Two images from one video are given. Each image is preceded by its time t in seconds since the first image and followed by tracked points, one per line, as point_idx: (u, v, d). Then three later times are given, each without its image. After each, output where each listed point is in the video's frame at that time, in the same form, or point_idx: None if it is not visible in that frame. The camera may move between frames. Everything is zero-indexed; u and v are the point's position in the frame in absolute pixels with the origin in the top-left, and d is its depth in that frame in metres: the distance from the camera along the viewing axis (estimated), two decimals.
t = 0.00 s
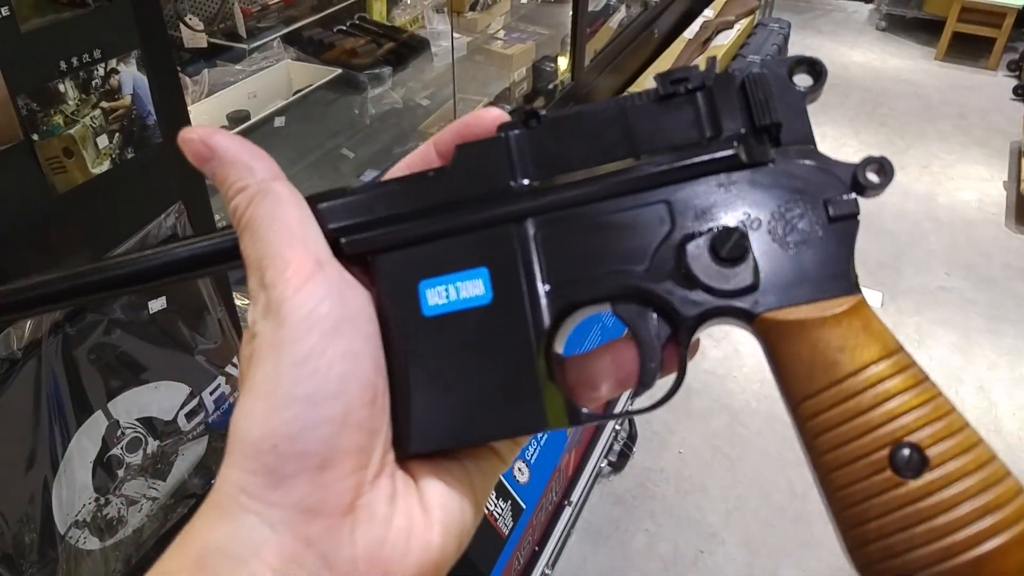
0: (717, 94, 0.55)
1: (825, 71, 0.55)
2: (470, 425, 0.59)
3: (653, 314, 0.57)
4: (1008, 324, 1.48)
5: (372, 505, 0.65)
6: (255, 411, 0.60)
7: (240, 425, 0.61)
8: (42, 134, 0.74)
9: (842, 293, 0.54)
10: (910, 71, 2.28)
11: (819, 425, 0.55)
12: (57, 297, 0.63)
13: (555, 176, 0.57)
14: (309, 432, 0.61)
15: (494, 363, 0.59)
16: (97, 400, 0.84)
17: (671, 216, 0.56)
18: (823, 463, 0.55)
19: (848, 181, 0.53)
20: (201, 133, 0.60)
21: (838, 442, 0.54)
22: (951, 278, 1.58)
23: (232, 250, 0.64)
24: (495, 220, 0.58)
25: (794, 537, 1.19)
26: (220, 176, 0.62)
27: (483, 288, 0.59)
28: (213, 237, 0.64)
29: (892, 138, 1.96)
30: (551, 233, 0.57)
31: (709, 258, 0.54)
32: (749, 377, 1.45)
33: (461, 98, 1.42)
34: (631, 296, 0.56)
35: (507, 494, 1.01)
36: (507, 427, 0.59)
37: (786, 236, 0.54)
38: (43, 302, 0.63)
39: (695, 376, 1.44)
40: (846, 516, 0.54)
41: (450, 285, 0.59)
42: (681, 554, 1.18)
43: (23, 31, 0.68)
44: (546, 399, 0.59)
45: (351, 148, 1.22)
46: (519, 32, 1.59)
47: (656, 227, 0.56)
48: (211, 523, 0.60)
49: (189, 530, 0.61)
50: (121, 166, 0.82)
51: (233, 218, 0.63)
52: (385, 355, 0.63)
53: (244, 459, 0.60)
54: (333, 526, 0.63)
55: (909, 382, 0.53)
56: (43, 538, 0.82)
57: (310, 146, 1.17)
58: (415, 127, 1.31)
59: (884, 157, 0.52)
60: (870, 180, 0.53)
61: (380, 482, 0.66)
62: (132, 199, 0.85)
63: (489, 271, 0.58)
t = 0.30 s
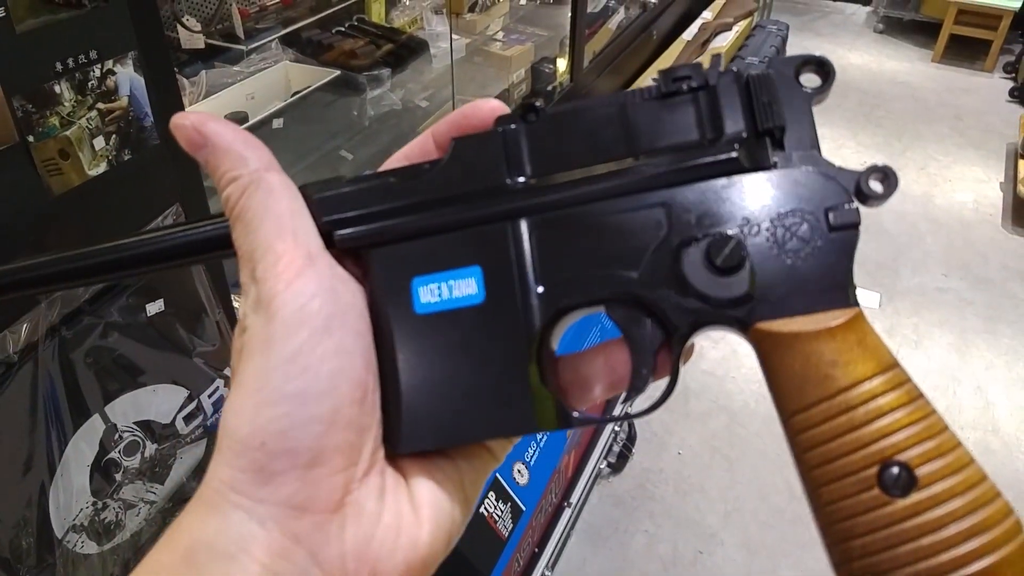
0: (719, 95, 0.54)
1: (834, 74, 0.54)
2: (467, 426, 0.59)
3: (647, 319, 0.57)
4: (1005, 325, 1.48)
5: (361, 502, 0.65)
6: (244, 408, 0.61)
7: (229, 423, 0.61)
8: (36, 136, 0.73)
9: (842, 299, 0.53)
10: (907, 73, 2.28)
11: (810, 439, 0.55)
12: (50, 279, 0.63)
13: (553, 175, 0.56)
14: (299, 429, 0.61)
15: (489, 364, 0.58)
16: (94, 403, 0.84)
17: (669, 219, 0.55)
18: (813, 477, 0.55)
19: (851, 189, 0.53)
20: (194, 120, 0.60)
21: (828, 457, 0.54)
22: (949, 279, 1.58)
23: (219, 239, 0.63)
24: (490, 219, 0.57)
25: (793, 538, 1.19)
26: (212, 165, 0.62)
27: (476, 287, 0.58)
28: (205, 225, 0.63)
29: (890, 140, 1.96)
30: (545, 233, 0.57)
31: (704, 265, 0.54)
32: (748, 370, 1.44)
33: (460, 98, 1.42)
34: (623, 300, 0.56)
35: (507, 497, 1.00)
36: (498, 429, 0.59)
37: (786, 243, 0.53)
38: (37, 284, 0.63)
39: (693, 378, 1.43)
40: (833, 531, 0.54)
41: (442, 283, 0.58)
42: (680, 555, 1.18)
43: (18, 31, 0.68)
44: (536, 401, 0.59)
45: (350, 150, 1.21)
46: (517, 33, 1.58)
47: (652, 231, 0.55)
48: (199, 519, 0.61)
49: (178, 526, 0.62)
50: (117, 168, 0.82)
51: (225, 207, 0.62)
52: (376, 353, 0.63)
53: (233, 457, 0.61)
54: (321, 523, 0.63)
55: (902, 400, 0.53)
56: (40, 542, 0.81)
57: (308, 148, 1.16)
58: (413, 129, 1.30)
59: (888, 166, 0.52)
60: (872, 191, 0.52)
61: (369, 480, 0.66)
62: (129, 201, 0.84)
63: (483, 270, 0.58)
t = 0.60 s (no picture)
0: (717, 103, 0.54)
1: (830, 83, 0.54)
2: (467, 425, 0.59)
3: (644, 321, 0.57)
4: (1004, 324, 1.48)
5: (359, 498, 0.65)
6: (245, 404, 0.60)
7: (230, 419, 0.61)
8: (31, 137, 0.73)
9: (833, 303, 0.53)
10: (904, 71, 2.28)
11: (802, 442, 0.55)
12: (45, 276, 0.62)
13: (552, 180, 0.56)
14: (300, 426, 0.61)
15: (487, 363, 0.58)
16: (90, 405, 0.84)
17: (667, 224, 0.55)
18: (805, 478, 0.55)
19: (845, 197, 0.53)
20: (197, 121, 0.59)
21: (820, 459, 0.54)
22: (947, 278, 1.58)
23: (221, 238, 0.63)
24: (490, 221, 0.57)
25: (793, 538, 1.19)
26: (214, 164, 0.61)
27: (476, 289, 0.58)
28: (203, 224, 0.63)
29: (887, 139, 1.96)
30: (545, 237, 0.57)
31: (702, 269, 0.54)
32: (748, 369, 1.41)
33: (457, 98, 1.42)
34: (620, 303, 0.56)
35: (506, 497, 1.01)
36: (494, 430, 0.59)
37: (782, 248, 0.53)
38: (32, 281, 0.63)
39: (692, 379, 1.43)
40: (825, 530, 0.54)
41: (442, 283, 0.58)
42: (679, 555, 1.18)
43: (12, 33, 0.68)
44: (533, 399, 0.58)
45: (346, 151, 1.22)
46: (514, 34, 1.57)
47: (650, 235, 0.55)
48: (196, 513, 0.60)
49: (176, 521, 0.61)
50: (113, 170, 0.81)
51: (227, 207, 0.62)
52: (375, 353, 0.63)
53: (233, 451, 0.60)
54: (320, 517, 0.63)
55: (893, 403, 0.53)
56: (36, 545, 0.80)
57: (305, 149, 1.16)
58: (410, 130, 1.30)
59: (881, 175, 0.53)
60: (866, 199, 0.53)
61: (367, 477, 0.66)
62: (126, 204, 0.84)
63: (482, 272, 0.58)
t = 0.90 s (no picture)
0: (716, 99, 0.53)
1: (827, 81, 0.52)
2: (465, 425, 0.55)
3: (642, 320, 0.54)
4: (1016, 323, 1.45)
5: (349, 497, 0.60)
6: (237, 397, 0.57)
7: (221, 413, 0.58)
8: (17, 134, 0.71)
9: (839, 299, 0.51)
10: (915, 60, 2.22)
11: (797, 439, 0.52)
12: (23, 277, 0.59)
13: (546, 176, 0.54)
14: (291, 421, 0.57)
15: (485, 360, 0.55)
16: (79, 409, 0.82)
17: (666, 220, 0.53)
18: (799, 475, 0.52)
19: (843, 194, 0.51)
20: (192, 115, 0.58)
21: (815, 455, 0.51)
22: (958, 277, 1.54)
23: (216, 236, 0.60)
24: (484, 217, 0.55)
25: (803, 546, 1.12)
26: (208, 159, 0.60)
27: (471, 285, 0.56)
28: (192, 222, 0.60)
29: (895, 134, 1.92)
30: (541, 232, 0.54)
31: (700, 264, 0.51)
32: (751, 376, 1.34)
33: (452, 93, 1.38)
34: (617, 300, 0.54)
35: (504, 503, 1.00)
36: (492, 429, 0.55)
37: (780, 244, 0.51)
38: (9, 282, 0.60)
39: (693, 381, 1.35)
40: (819, 528, 0.51)
41: (437, 279, 0.56)
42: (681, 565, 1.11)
43: None
44: (528, 399, 0.55)
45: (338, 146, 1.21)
46: (513, 26, 1.52)
47: (648, 231, 0.53)
48: (188, 510, 0.56)
49: (167, 517, 0.57)
50: (100, 168, 0.78)
51: (219, 202, 0.60)
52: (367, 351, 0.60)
53: (223, 446, 0.57)
54: (311, 515, 0.59)
55: (890, 399, 0.50)
56: (25, 552, 0.78)
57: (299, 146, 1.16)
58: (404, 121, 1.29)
59: (879, 171, 0.51)
60: (866, 196, 0.50)
61: (359, 475, 0.62)
62: (116, 202, 0.81)
63: (477, 268, 0.55)
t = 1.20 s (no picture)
0: (711, 109, 0.53)
1: (819, 92, 0.53)
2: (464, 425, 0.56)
3: (636, 323, 0.55)
4: (1011, 322, 1.45)
5: (350, 497, 0.61)
6: (238, 398, 0.57)
7: (221, 415, 0.57)
8: (19, 137, 0.72)
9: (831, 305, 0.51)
10: (911, 61, 2.23)
11: (789, 442, 0.53)
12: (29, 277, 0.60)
13: (544, 183, 0.55)
14: (291, 422, 0.58)
15: (485, 362, 0.56)
16: (80, 410, 0.82)
17: (662, 227, 0.54)
18: (790, 479, 0.53)
19: (835, 203, 0.52)
20: (195, 120, 0.58)
21: (807, 459, 0.52)
22: (953, 276, 1.55)
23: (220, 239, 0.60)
24: (483, 223, 0.56)
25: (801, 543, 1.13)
26: (210, 163, 0.60)
27: (470, 288, 0.56)
28: (191, 226, 0.60)
29: (890, 134, 1.93)
30: (539, 238, 0.56)
31: (694, 270, 0.52)
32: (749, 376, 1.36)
33: (450, 95, 1.44)
34: (614, 304, 0.55)
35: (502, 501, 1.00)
36: (491, 431, 0.55)
37: (773, 250, 0.52)
38: (13, 282, 0.60)
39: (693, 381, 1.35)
40: (811, 530, 0.52)
41: (436, 283, 0.57)
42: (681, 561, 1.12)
43: None
44: (525, 398, 0.55)
45: (339, 148, 1.27)
46: (509, 28, 1.54)
47: (643, 236, 0.54)
48: (189, 511, 0.56)
49: (166, 520, 0.57)
50: (101, 171, 0.79)
51: (222, 206, 0.61)
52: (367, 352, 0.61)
53: (224, 447, 0.57)
54: (312, 515, 0.59)
55: (881, 403, 0.51)
56: (27, 552, 0.78)
57: (293, 147, 1.19)
58: (404, 126, 1.35)
59: (869, 180, 0.51)
60: (856, 204, 0.51)
61: (359, 475, 0.62)
62: (118, 204, 0.81)
63: (475, 272, 0.56)
